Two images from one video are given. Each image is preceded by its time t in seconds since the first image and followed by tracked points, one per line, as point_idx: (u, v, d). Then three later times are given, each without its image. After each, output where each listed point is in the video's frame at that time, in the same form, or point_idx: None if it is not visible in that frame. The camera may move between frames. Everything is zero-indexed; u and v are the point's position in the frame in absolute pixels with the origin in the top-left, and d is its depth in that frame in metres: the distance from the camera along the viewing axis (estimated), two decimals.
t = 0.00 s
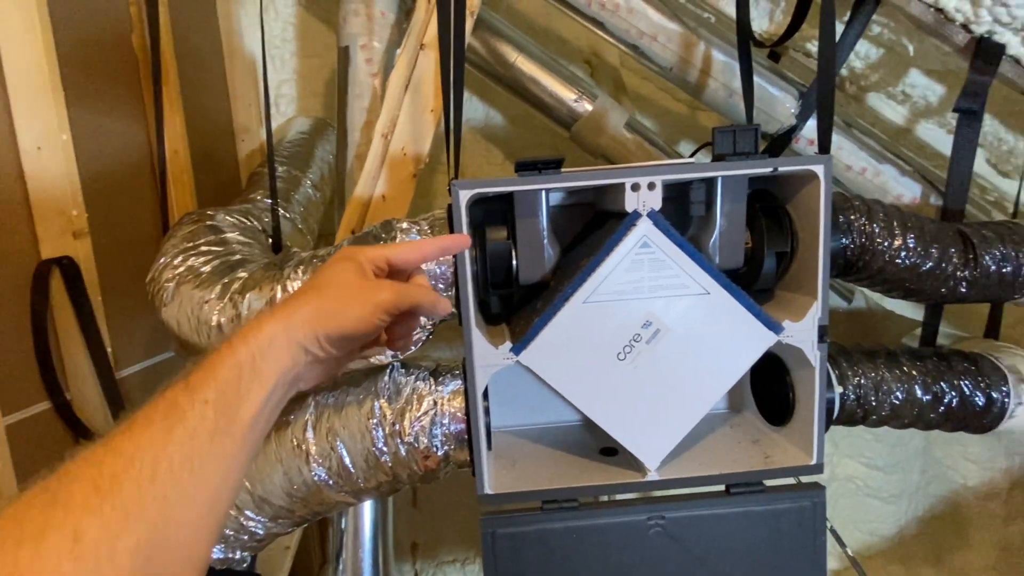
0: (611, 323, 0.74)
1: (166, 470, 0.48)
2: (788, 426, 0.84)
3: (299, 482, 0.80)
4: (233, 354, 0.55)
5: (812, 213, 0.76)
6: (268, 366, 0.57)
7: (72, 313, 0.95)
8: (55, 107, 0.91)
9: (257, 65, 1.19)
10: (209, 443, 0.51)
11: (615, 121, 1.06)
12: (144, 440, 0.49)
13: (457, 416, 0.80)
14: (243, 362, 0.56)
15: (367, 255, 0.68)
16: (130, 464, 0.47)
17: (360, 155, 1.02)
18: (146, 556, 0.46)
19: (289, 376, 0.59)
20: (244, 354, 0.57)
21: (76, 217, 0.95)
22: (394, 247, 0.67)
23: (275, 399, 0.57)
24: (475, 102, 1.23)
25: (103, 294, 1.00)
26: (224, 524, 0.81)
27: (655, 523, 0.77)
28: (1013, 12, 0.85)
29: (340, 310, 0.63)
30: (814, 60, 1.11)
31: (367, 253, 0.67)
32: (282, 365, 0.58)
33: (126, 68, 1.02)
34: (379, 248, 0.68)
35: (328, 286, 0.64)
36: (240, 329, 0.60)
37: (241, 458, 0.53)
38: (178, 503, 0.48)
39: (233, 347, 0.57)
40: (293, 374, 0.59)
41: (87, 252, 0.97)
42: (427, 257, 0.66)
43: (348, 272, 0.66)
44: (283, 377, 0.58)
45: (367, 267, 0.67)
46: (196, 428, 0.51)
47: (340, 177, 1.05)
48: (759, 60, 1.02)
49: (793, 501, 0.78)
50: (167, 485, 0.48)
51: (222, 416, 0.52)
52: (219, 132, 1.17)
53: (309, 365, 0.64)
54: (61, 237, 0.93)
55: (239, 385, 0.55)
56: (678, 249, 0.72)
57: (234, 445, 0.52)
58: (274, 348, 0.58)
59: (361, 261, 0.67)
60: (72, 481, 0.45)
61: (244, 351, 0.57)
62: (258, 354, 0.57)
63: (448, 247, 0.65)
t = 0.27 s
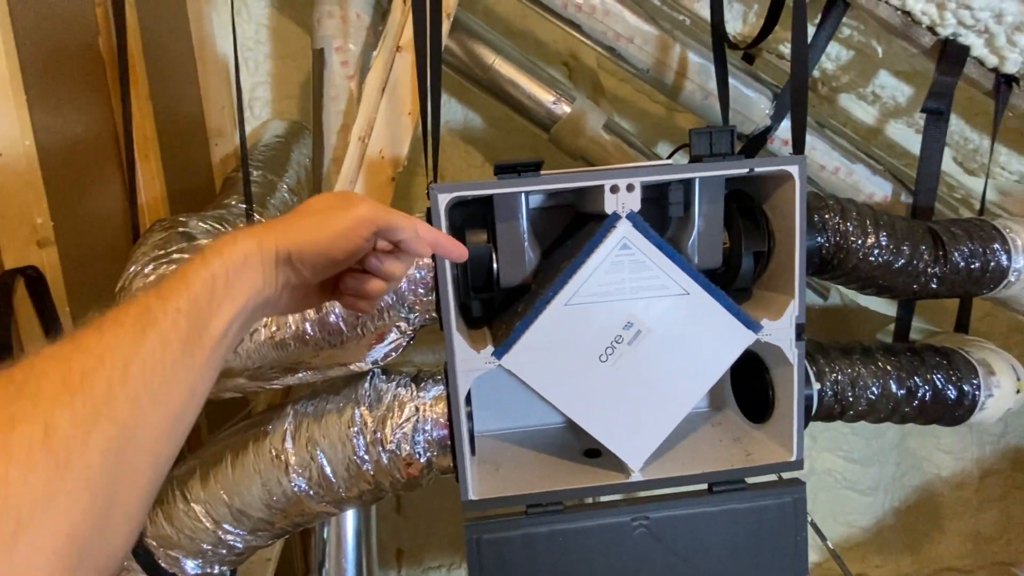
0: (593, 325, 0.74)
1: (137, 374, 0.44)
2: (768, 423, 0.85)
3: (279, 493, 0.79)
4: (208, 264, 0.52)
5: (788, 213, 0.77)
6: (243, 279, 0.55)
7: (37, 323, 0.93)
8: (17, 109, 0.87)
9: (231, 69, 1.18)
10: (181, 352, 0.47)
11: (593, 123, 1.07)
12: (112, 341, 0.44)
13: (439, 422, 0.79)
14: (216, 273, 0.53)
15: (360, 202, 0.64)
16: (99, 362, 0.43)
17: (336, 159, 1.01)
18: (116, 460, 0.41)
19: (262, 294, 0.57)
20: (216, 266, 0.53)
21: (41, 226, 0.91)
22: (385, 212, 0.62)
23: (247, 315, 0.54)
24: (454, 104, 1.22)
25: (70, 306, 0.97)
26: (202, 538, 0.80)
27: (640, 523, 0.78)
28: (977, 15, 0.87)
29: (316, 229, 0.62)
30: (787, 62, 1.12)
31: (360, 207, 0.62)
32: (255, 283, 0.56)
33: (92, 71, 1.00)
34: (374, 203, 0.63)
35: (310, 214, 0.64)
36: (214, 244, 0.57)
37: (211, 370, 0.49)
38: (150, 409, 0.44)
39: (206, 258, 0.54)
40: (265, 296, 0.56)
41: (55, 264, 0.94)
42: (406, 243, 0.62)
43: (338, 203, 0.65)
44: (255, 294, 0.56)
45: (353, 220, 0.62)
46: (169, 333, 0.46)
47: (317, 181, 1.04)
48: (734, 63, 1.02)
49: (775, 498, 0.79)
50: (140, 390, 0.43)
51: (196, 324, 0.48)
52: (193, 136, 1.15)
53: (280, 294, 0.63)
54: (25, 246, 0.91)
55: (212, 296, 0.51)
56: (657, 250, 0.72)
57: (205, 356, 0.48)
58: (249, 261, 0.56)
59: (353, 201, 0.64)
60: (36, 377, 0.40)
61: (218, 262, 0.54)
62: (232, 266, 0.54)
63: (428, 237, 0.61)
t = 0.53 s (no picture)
0: (578, 324, 0.74)
1: (164, 374, 0.46)
2: (752, 419, 0.86)
3: (262, 500, 0.78)
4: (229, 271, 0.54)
5: (770, 210, 0.78)
6: (263, 284, 0.58)
7: (8, 320, 0.96)
8: None
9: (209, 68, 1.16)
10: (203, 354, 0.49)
11: (577, 122, 1.07)
12: (140, 342, 0.46)
13: (426, 424, 0.79)
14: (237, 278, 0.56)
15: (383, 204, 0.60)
16: (130, 362, 0.45)
17: (318, 159, 1.00)
18: (145, 458, 0.43)
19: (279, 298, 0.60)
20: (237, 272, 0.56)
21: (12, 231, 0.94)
22: (409, 220, 0.59)
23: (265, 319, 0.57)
24: (437, 104, 1.22)
25: (43, 311, 0.98)
26: (184, 548, 0.79)
27: (627, 522, 0.78)
28: (951, 13, 0.88)
29: (334, 235, 0.59)
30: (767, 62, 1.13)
31: (381, 213, 0.59)
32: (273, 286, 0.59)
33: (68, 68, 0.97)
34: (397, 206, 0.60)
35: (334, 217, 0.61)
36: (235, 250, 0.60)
37: (230, 373, 0.51)
38: (178, 408, 0.46)
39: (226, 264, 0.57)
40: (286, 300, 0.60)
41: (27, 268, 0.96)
42: (431, 251, 0.61)
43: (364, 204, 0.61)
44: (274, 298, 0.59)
45: (374, 228, 0.58)
46: (193, 336, 0.49)
47: (298, 182, 1.03)
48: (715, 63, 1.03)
49: (760, 493, 0.80)
50: (167, 389, 0.46)
51: (218, 326, 0.51)
52: (171, 137, 1.14)
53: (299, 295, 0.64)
54: None
55: (233, 300, 0.54)
56: (642, 248, 0.73)
57: (225, 359, 0.51)
58: (269, 267, 0.59)
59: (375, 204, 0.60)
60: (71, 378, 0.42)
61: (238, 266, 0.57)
62: (253, 272, 0.57)
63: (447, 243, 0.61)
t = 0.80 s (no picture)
0: (565, 323, 0.74)
1: (201, 411, 0.46)
2: (738, 415, 0.87)
3: (248, 505, 0.77)
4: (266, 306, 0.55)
5: (753, 208, 0.78)
6: (298, 317, 0.58)
7: None
8: None
9: (190, 68, 1.15)
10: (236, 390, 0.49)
11: (563, 122, 1.07)
12: (178, 378, 0.46)
13: (413, 425, 0.79)
14: (272, 312, 0.56)
15: (409, 237, 0.62)
16: (170, 400, 0.44)
17: (302, 159, 1.00)
18: (180, 494, 0.43)
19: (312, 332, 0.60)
20: (272, 305, 0.56)
21: None
22: (436, 252, 0.62)
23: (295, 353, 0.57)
24: (422, 103, 1.21)
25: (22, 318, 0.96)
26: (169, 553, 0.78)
27: (616, 519, 0.78)
28: (929, 15, 0.88)
29: (366, 267, 0.60)
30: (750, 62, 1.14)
31: (410, 247, 0.60)
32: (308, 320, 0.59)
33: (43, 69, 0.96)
34: (423, 239, 0.62)
35: (363, 250, 0.62)
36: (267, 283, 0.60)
37: (260, 410, 0.51)
38: (213, 447, 0.45)
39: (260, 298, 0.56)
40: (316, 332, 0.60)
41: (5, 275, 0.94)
42: (454, 282, 0.64)
43: (391, 237, 0.62)
44: (307, 331, 0.59)
45: (404, 261, 0.60)
46: (229, 374, 0.49)
47: (282, 182, 1.03)
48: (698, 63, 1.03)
49: (746, 489, 0.81)
50: (204, 427, 0.45)
51: (252, 359, 0.52)
52: (151, 137, 1.13)
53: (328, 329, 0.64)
54: None
55: (267, 335, 0.54)
56: (628, 247, 0.73)
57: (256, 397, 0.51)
58: (305, 300, 0.59)
59: (402, 237, 0.62)
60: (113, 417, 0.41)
61: (273, 300, 0.56)
62: (287, 305, 0.57)
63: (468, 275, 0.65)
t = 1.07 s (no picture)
0: (551, 322, 0.74)
1: (228, 432, 0.45)
2: (722, 411, 0.87)
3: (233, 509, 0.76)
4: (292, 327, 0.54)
5: (736, 206, 0.79)
6: (322, 338, 0.57)
7: None
8: None
9: (171, 66, 1.14)
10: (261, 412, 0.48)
11: (548, 121, 1.07)
12: (204, 398, 0.45)
13: (400, 425, 0.78)
14: (296, 333, 0.55)
15: (429, 258, 0.62)
16: (194, 423, 0.43)
17: (285, 158, 0.99)
18: (206, 521, 0.41)
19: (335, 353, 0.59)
20: (296, 326, 0.56)
21: None
22: (457, 274, 0.62)
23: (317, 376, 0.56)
24: (408, 103, 1.21)
25: None
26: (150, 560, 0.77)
27: (603, 516, 0.79)
28: (906, 16, 0.89)
29: (389, 288, 0.60)
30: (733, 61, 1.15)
31: (432, 267, 0.61)
32: (331, 341, 0.58)
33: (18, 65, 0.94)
34: (444, 261, 0.62)
35: (385, 271, 0.62)
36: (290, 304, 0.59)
37: (282, 434, 0.50)
38: (239, 470, 0.44)
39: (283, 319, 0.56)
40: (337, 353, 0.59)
41: None
42: (474, 303, 0.63)
43: (412, 259, 0.63)
44: (330, 352, 0.58)
45: (425, 282, 0.61)
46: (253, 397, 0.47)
47: (265, 182, 1.02)
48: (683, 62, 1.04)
49: (731, 484, 0.82)
50: (231, 451, 0.44)
51: (275, 382, 0.50)
52: (131, 136, 1.11)
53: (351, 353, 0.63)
54: None
55: (291, 357, 0.53)
56: (613, 246, 0.73)
57: (278, 420, 0.49)
58: (330, 321, 0.58)
59: (423, 259, 0.62)
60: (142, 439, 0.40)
61: (297, 321, 0.56)
62: (311, 326, 0.56)
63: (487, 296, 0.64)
